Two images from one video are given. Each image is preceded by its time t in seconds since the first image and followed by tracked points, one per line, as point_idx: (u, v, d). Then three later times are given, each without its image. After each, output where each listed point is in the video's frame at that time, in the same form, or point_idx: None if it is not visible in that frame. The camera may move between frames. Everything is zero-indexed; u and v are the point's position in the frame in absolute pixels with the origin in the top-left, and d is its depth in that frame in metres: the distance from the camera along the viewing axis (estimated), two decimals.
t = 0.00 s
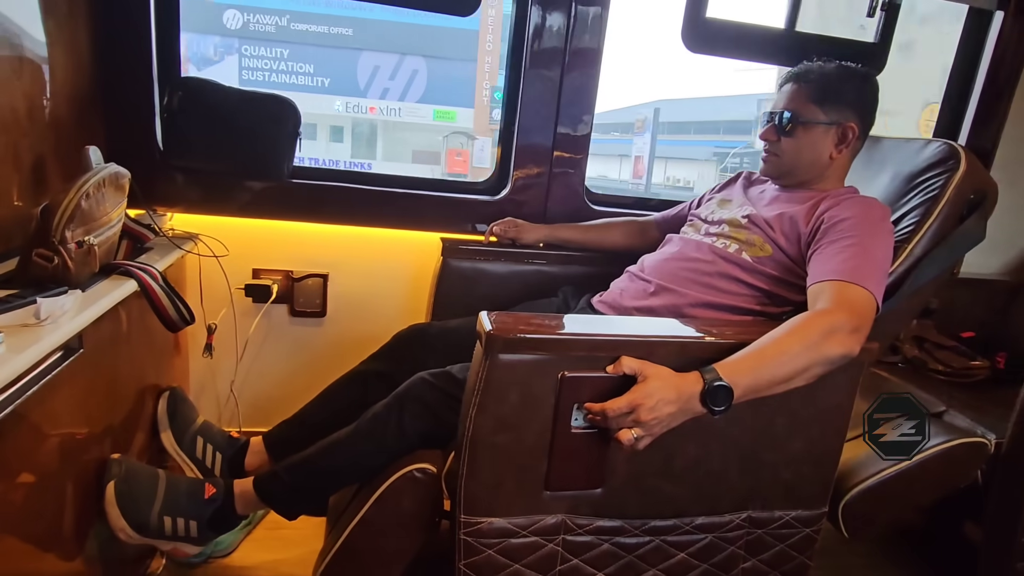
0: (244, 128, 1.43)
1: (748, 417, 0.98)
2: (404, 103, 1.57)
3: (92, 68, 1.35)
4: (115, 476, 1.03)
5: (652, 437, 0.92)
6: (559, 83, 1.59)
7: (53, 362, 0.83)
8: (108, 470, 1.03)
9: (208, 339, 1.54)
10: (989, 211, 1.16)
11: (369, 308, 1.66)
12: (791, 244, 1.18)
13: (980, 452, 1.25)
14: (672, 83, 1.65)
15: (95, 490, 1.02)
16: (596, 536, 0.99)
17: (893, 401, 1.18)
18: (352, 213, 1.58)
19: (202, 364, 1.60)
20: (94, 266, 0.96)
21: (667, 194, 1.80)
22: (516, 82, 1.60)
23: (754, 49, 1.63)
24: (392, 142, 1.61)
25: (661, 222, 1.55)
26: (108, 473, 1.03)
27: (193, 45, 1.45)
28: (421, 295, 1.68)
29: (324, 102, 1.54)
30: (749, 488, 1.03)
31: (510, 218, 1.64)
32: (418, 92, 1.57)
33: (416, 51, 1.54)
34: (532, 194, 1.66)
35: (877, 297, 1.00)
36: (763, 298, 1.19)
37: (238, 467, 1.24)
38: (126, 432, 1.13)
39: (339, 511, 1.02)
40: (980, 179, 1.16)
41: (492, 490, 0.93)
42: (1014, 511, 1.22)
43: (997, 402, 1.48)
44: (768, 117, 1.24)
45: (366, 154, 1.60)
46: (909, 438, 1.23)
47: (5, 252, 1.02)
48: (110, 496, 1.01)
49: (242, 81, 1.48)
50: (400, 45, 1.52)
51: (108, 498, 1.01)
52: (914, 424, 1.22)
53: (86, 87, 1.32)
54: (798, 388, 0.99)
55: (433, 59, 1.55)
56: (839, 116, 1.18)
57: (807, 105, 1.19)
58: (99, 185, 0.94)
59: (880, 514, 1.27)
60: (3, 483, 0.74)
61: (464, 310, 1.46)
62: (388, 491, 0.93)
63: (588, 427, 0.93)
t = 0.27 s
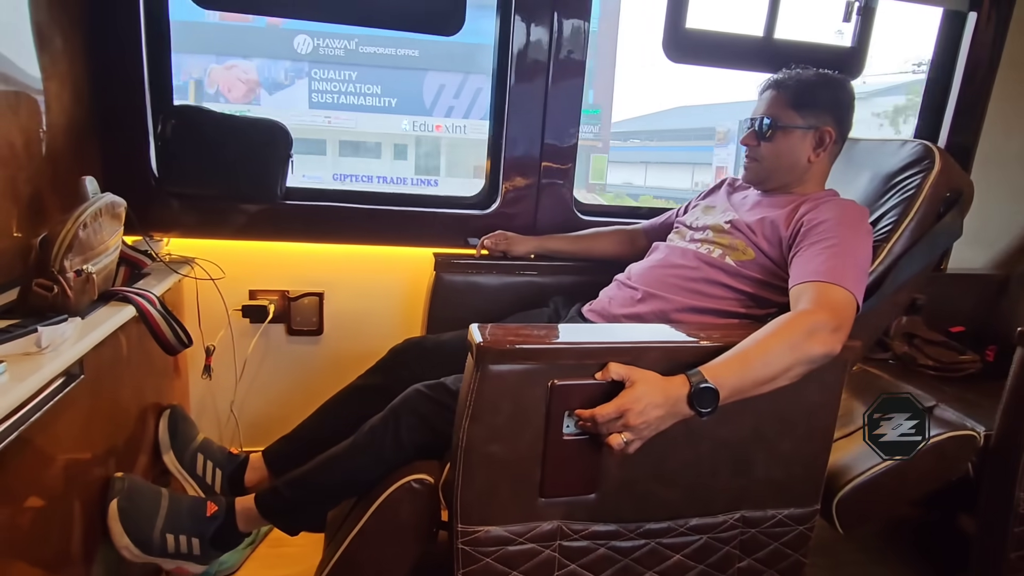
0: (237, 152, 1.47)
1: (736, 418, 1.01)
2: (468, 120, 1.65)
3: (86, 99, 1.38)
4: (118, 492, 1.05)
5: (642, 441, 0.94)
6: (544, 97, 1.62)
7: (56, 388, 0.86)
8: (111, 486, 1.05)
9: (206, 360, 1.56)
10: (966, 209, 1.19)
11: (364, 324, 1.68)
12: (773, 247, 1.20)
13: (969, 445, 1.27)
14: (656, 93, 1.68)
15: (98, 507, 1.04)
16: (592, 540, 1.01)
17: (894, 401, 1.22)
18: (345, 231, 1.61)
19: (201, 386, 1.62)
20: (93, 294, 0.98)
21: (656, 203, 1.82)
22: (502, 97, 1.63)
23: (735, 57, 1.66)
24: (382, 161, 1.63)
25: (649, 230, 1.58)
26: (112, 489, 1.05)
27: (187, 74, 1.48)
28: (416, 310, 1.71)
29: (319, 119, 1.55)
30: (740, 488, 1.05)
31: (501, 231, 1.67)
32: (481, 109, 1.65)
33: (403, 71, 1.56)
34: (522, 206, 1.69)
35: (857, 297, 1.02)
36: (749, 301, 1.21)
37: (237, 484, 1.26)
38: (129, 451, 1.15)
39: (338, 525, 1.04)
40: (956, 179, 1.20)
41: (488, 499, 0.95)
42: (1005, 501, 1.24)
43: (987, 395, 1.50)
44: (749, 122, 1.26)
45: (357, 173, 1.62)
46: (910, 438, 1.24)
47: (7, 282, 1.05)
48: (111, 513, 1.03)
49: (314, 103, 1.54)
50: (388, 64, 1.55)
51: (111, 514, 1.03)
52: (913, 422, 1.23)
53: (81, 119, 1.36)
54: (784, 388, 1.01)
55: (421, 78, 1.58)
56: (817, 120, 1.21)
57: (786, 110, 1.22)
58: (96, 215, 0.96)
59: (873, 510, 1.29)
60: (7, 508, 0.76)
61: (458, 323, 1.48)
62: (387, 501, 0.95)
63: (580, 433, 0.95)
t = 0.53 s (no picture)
0: (231, 172, 1.50)
1: (722, 418, 1.03)
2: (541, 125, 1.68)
3: (84, 128, 1.42)
4: (121, 507, 1.07)
5: (630, 442, 0.96)
6: (531, 109, 1.66)
7: (59, 409, 0.89)
8: (115, 502, 1.08)
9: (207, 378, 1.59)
10: (943, 205, 1.23)
11: (362, 337, 1.71)
12: (755, 249, 1.23)
13: (959, 437, 1.29)
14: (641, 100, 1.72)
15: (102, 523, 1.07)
16: (586, 542, 1.03)
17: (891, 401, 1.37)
18: (340, 246, 1.64)
19: (202, 403, 1.65)
20: (93, 317, 1.01)
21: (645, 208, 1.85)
22: (490, 111, 1.66)
23: (717, 64, 1.71)
24: (375, 176, 1.67)
25: (638, 236, 1.60)
26: (115, 505, 1.07)
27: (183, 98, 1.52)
28: (411, 321, 1.74)
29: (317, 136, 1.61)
30: (730, 487, 1.08)
31: (493, 241, 1.70)
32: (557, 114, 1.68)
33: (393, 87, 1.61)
34: (514, 217, 1.72)
35: (837, 296, 1.05)
36: (734, 303, 1.24)
37: (239, 497, 1.28)
38: (133, 467, 1.18)
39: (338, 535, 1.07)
40: (932, 177, 1.23)
41: (482, 504, 0.97)
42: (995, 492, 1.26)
43: (976, 388, 1.52)
44: (731, 128, 1.30)
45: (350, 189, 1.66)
46: (908, 440, 1.29)
47: (9, 308, 1.07)
48: (116, 528, 1.06)
49: (382, 119, 1.63)
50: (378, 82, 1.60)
51: (116, 528, 1.06)
52: (913, 421, 1.32)
53: (79, 146, 1.39)
54: (768, 386, 1.03)
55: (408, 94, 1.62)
56: (796, 124, 1.24)
57: (765, 115, 1.25)
58: (95, 240, 0.99)
59: (866, 505, 1.30)
60: (15, 527, 0.79)
61: (452, 333, 1.51)
62: (385, 508, 0.97)
63: (570, 437, 0.98)
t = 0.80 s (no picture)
0: (227, 178, 1.53)
1: (710, 405, 1.05)
2: (598, 135, 1.76)
3: (82, 137, 1.45)
4: (124, 501, 1.09)
5: (620, 431, 0.98)
6: (522, 109, 1.68)
7: (60, 410, 0.91)
8: (117, 496, 1.10)
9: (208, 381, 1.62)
10: (926, 193, 1.25)
11: (360, 338, 1.73)
12: (742, 241, 1.25)
13: (949, 422, 1.31)
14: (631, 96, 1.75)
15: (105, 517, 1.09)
16: (579, 531, 1.05)
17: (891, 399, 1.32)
18: (336, 249, 1.67)
19: (204, 406, 1.67)
20: (93, 320, 1.04)
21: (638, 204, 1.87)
22: (482, 111, 1.69)
23: (704, 59, 1.74)
24: (370, 179, 1.70)
25: (629, 232, 1.62)
26: (118, 499, 1.10)
27: (180, 107, 1.55)
28: (409, 320, 1.76)
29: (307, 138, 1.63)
30: (721, 474, 1.09)
31: (487, 240, 1.72)
32: (611, 124, 1.76)
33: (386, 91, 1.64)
34: (507, 216, 1.74)
35: (821, 284, 1.07)
36: (722, 294, 1.26)
37: (241, 496, 1.31)
38: (136, 467, 1.20)
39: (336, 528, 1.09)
40: (913, 165, 1.26)
41: (476, 494, 1.00)
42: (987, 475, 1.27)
43: (969, 374, 1.53)
44: (716, 123, 1.31)
45: (346, 193, 1.70)
46: (909, 438, 1.31)
47: (11, 314, 1.10)
48: (118, 521, 1.08)
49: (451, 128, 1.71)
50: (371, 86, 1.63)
51: (118, 522, 1.08)
52: (911, 421, 1.30)
53: (79, 156, 1.43)
54: (755, 374, 1.05)
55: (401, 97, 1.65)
56: (779, 117, 1.26)
57: (748, 110, 1.27)
58: (93, 246, 1.01)
59: (858, 491, 1.32)
60: (21, 523, 0.82)
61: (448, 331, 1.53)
62: (381, 499, 1.01)
63: (561, 427, 1.00)
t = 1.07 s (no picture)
0: (235, 167, 1.54)
1: (720, 382, 1.05)
2: (666, 132, 1.81)
3: (92, 128, 1.46)
4: (140, 478, 1.12)
5: (630, 407, 0.99)
6: (527, 95, 1.68)
7: (77, 390, 0.92)
8: (134, 474, 1.12)
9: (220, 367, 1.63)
10: (933, 169, 1.25)
11: (368, 324, 1.74)
12: (748, 218, 1.26)
13: (959, 399, 1.31)
14: (635, 81, 1.75)
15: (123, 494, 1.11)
16: (591, 507, 1.06)
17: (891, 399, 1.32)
18: (344, 236, 1.67)
19: (216, 393, 1.69)
20: (107, 304, 1.05)
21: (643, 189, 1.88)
22: (487, 98, 1.69)
23: (708, 44, 1.74)
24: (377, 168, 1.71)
25: (635, 216, 1.62)
26: (134, 476, 1.12)
27: (188, 98, 1.56)
28: (417, 306, 1.77)
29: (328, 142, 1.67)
30: (731, 450, 1.10)
31: (494, 226, 1.73)
32: (677, 121, 1.81)
33: (391, 79, 1.65)
34: (514, 203, 1.75)
35: (828, 259, 1.07)
36: (730, 272, 1.27)
37: (253, 478, 1.32)
38: (151, 450, 1.22)
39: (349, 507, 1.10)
40: (921, 142, 1.25)
41: (487, 472, 1.00)
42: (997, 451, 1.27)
43: (978, 353, 1.53)
44: (721, 103, 1.32)
45: (352, 182, 1.71)
46: (909, 438, 1.30)
47: (25, 300, 1.10)
48: (136, 499, 1.10)
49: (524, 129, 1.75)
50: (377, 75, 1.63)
51: (134, 499, 1.10)
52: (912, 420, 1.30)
53: (90, 147, 1.44)
54: (764, 349, 1.05)
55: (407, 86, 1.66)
56: (784, 96, 1.26)
57: (753, 88, 1.27)
58: (106, 229, 1.02)
59: (868, 469, 1.32)
60: (42, 499, 0.83)
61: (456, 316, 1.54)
62: (393, 476, 1.02)
63: (571, 404, 1.00)
